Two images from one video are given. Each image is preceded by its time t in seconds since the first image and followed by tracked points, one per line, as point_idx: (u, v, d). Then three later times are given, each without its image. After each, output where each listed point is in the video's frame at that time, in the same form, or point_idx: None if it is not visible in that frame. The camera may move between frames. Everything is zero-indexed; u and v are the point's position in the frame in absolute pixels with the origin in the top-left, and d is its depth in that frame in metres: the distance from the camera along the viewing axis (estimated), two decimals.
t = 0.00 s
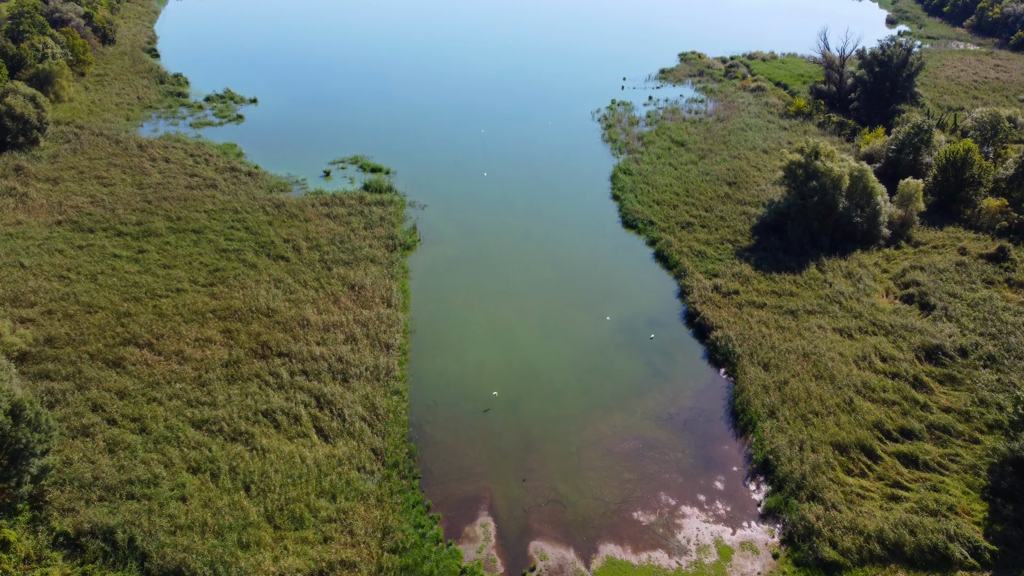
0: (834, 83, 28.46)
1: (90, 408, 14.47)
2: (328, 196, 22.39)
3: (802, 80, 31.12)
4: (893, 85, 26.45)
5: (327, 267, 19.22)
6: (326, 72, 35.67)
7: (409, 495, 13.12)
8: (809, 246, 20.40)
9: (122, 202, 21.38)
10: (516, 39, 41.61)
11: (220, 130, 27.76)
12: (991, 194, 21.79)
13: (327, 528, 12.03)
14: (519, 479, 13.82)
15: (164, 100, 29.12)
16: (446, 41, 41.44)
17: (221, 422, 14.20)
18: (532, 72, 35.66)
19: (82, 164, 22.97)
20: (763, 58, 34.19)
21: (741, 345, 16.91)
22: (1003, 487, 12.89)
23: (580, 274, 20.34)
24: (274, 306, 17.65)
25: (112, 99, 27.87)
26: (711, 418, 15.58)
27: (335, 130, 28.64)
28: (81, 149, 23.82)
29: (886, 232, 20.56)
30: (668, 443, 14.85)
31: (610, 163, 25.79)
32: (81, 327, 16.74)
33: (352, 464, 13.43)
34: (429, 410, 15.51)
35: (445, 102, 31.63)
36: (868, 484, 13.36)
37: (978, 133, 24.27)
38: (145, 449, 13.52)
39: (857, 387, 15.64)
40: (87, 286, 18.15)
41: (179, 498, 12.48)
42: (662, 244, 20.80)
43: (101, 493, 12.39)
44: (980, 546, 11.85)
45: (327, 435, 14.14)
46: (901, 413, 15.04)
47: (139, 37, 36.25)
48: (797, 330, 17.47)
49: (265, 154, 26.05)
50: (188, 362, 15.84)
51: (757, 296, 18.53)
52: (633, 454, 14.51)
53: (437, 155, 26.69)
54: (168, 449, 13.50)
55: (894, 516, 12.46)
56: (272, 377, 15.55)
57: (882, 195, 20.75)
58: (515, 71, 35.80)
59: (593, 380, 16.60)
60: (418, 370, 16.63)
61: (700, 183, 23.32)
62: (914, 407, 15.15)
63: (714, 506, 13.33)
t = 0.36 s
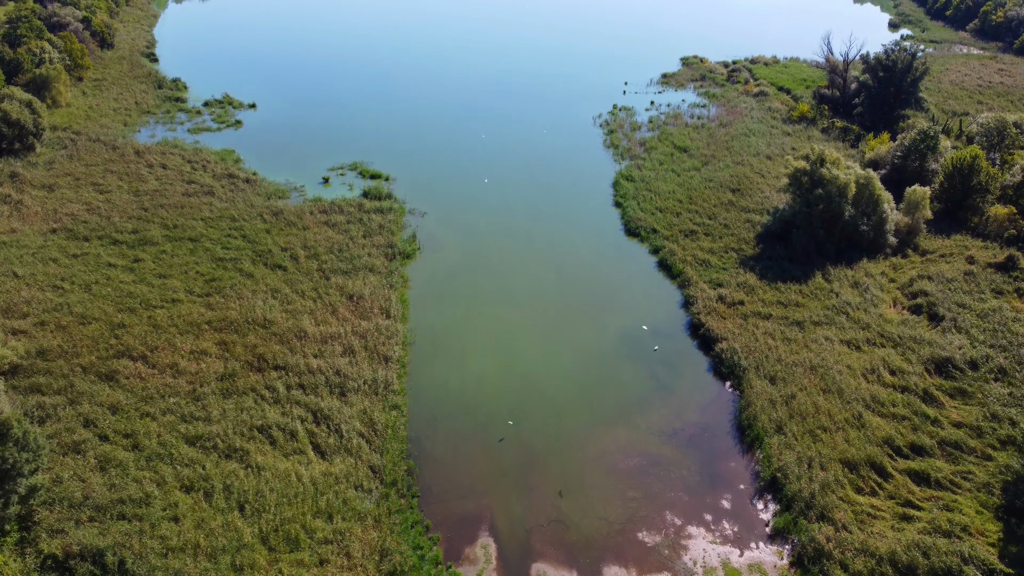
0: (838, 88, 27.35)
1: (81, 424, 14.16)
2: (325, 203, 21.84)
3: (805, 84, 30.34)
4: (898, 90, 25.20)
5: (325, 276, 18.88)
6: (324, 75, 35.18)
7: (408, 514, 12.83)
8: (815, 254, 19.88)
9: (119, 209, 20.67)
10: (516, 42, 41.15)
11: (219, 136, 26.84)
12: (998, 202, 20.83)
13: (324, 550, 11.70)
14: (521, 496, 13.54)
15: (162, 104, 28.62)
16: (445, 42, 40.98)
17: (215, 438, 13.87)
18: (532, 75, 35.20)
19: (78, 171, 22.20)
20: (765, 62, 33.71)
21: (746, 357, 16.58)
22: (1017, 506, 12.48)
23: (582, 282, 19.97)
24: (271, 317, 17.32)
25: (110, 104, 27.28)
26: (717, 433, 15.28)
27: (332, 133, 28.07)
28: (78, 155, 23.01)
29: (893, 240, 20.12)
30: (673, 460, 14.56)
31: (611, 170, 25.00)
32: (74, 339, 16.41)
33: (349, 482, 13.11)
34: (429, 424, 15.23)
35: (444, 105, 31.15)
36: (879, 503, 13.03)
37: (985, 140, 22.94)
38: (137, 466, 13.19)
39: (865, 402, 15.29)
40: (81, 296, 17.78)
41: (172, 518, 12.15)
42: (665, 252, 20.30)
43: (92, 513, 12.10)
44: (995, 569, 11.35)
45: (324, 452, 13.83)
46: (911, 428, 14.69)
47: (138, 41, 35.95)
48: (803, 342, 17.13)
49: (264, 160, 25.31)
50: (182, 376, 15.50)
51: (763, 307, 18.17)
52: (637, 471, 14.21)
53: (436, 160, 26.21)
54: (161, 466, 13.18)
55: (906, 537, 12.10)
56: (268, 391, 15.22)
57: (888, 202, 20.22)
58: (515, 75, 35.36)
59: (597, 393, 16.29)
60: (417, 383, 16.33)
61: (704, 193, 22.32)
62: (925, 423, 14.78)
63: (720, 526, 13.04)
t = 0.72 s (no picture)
0: (840, 107, 27.04)
1: (71, 455, 13.78)
2: (325, 224, 21.53)
3: (807, 103, 30.22)
4: (902, 109, 24.98)
5: (323, 300, 18.57)
6: (325, 92, 35.11)
7: (407, 551, 12.45)
8: (821, 276, 19.50)
9: (115, 230, 20.39)
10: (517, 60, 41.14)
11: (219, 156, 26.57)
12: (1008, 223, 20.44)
13: None
14: (523, 531, 13.15)
15: (162, 124, 28.47)
16: (445, 60, 40.98)
17: (209, 470, 13.47)
18: (533, 93, 35.10)
19: (75, 191, 21.95)
20: (767, 81, 33.63)
21: (754, 385, 16.19)
22: None
23: (585, 304, 19.61)
24: (268, 343, 16.97)
25: (109, 124, 27.13)
26: (724, 464, 14.89)
27: (333, 152, 27.87)
28: (75, 175, 22.78)
29: (901, 261, 19.62)
30: (680, 492, 14.16)
31: (614, 191, 24.64)
32: (66, 365, 16.05)
33: (346, 517, 12.73)
34: (429, 454, 14.86)
35: (445, 124, 31.01)
36: (893, 539, 12.60)
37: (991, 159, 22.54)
38: (127, 500, 12.80)
39: (877, 432, 14.88)
40: (74, 321, 17.45)
41: (161, 556, 11.76)
42: (669, 275, 19.92)
43: (79, 551, 11.73)
44: None
45: (320, 484, 13.44)
46: (925, 459, 14.26)
47: (139, 60, 35.95)
48: (811, 369, 16.73)
49: (263, 180, 24.94)
50: (176, 405, 15.12)
51: (770, 332, 17.80)
52: (644, 504, 13.81)
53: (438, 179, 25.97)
54: (151, 500, 12.79)
55: None
56: (263, 421, 14.85)
57: (896, 224, 19.68)
58: (516, 92, 35.26)
59: (601, 421, 15.90)
60: (417, 410, 15.98)
61: (707, 212, 22.04)
62: (939, 453, 14.36)
63: (729, 564, 12.65)
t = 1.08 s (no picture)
0: (844, 137, 26.80)
1: (57, 499, 13.29)
2: (324, 255, 21.22)
3: (810, 133, 30.18)
4: (905, 139, 24.91)
5: (321, 334, 18.17)
6: (328, 121, 35.21)
7: None
8: (829, 309, 19.05)
9: (111, 263, 20.11)
10: (519, 89, 41.36)
11: (219, 186, 26.42)
12: (1018, 255, 20.10)
13: None
14: None
15: (162, 154, 28.41)
16: (447, 89, 41.19)
17: (199, 516, 12.97)
18: (535, 123, 35.13)
19: (73, 223, 21.74)
20: (769, 111, 33.65)
21: (763, 425, 15.69)
22: None
23: (589, 338, 19.17)
24: (263, 380, 16.53)
25: (109, 154, 27.08)
26: (734, 508, 14.34)
27: (334, 182, 27.73)
28: (73, 207, 22.59)
29: (910, 295, 19.18)
30: (689, 539, 13.59)
31: (616, 223, 24.35)
32: (56, 404, 15.60)
33: (340, 567, 12.22)
34: (427, 498, 14.33)
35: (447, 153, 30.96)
36: None
37: (998, 189, 22.22)
38: (114, 548, 12.31)
39: (892, 474, 14.34)
40: (66, 357, 17.04)
41: None
42: (673, 309, 19.53)
43: None
44: None
45: (314, 531, 12.94)
46: (942, 503, 13.70)
47: (141, 90, 36.14)
48: (822, 408, 16.23)
49: (262, 212, 24.72)
50: (167, 446, 14.64)
51: (778, 368, 17.33)
52: (651, 552, 13.24)
53: (438, 208, 25.75)
54: (138, 549, 12.28)
55: None
56: (257, 463, 14.36)
57: (905, 257, 19.25)
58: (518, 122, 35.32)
59: (606, 462, 15.37)
60: (415, 451, 15.48)
61: (711, 243, 21.76)
62: (956, 497, 13.79)
63: None
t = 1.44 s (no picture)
0: (846, 171, 26.72)
1: (40, 551, 12.73)
2: (323, 292, 20.88)
3: (812, 166, 30.14)
4: (909, 173, 24.87)
5: (318, 374, 17.72)
6: (330, 155, 35.32)
7: None
8: (838, 348, 18.58)
9: (106, 300, 19.79)
10: (522, 123, 41.62)
11: (218, 221, 26.22)
12: None
13: None
14: None
15: (162, 188, 28.32)
16: (447, 123, 41.48)
17: (187, 569, 12.38)
18: (537, 156, 35.21)
19: (69, 259, 21.50)
20: (771, 144, 33.69)
21: (774, 470, 15.14)
22: None
23: (592, 378, 18.71)
24: (258, 423, 16.02)
25: (108, 189, 27.00)
26: (746, 559, 13.72)
27: (334, 216, 27.59)
28: (70, 243, 22.38)
29: (920, 332, 18.74)
30: None
31: (619, 257, 24.04)
32: (43, 448, 15.05)
33: None
34: (425, 549, 13.73)
35: (448, 187, 30.91)
36: None
37: (1006, 223, 21.97)
38: None
39: (909, 523, 13.70)
40: (56, 398, 16.51)
41: None
42: (678, 347, 19.12)
43: None
44: None
45: None
46: (963, 555, 13.00)
47: (143, 125, 36.36)
48: (834, 452, 15.63)
49: (261, 246, 24.47)
50: (157, 493, 14.08)
51: (787, 410, 16.81)
52: None
53: (440, 242, 25.54)
54: None
55: None
56: (249, 511, 13.79)
57: (914, 293, 18.84)
58: (520, 155, 35.39)
59: (611, 510, 14.78)
60: (414, 498, 14.92)
61: (715, 279, 21.45)
62: (977, 549, 13.05)
63: None
